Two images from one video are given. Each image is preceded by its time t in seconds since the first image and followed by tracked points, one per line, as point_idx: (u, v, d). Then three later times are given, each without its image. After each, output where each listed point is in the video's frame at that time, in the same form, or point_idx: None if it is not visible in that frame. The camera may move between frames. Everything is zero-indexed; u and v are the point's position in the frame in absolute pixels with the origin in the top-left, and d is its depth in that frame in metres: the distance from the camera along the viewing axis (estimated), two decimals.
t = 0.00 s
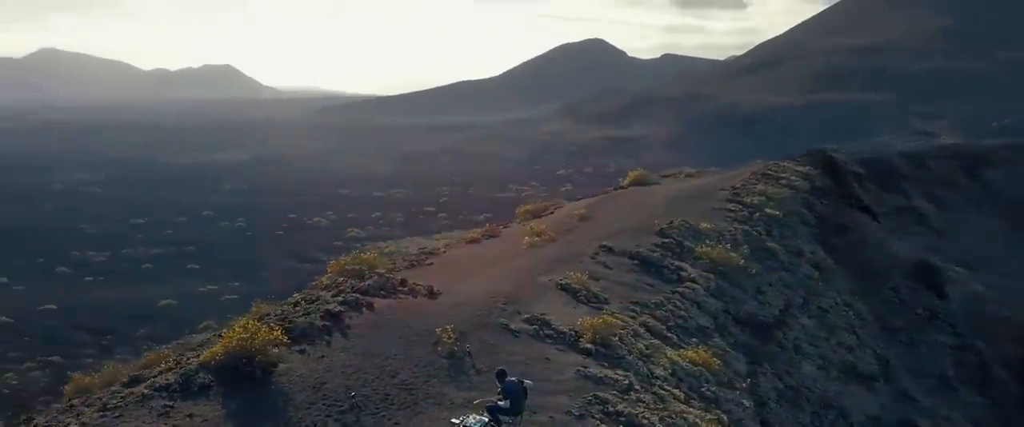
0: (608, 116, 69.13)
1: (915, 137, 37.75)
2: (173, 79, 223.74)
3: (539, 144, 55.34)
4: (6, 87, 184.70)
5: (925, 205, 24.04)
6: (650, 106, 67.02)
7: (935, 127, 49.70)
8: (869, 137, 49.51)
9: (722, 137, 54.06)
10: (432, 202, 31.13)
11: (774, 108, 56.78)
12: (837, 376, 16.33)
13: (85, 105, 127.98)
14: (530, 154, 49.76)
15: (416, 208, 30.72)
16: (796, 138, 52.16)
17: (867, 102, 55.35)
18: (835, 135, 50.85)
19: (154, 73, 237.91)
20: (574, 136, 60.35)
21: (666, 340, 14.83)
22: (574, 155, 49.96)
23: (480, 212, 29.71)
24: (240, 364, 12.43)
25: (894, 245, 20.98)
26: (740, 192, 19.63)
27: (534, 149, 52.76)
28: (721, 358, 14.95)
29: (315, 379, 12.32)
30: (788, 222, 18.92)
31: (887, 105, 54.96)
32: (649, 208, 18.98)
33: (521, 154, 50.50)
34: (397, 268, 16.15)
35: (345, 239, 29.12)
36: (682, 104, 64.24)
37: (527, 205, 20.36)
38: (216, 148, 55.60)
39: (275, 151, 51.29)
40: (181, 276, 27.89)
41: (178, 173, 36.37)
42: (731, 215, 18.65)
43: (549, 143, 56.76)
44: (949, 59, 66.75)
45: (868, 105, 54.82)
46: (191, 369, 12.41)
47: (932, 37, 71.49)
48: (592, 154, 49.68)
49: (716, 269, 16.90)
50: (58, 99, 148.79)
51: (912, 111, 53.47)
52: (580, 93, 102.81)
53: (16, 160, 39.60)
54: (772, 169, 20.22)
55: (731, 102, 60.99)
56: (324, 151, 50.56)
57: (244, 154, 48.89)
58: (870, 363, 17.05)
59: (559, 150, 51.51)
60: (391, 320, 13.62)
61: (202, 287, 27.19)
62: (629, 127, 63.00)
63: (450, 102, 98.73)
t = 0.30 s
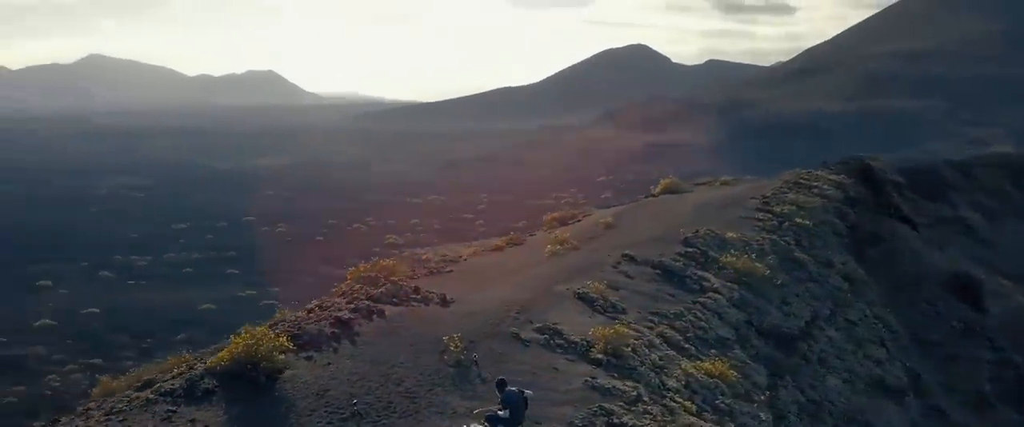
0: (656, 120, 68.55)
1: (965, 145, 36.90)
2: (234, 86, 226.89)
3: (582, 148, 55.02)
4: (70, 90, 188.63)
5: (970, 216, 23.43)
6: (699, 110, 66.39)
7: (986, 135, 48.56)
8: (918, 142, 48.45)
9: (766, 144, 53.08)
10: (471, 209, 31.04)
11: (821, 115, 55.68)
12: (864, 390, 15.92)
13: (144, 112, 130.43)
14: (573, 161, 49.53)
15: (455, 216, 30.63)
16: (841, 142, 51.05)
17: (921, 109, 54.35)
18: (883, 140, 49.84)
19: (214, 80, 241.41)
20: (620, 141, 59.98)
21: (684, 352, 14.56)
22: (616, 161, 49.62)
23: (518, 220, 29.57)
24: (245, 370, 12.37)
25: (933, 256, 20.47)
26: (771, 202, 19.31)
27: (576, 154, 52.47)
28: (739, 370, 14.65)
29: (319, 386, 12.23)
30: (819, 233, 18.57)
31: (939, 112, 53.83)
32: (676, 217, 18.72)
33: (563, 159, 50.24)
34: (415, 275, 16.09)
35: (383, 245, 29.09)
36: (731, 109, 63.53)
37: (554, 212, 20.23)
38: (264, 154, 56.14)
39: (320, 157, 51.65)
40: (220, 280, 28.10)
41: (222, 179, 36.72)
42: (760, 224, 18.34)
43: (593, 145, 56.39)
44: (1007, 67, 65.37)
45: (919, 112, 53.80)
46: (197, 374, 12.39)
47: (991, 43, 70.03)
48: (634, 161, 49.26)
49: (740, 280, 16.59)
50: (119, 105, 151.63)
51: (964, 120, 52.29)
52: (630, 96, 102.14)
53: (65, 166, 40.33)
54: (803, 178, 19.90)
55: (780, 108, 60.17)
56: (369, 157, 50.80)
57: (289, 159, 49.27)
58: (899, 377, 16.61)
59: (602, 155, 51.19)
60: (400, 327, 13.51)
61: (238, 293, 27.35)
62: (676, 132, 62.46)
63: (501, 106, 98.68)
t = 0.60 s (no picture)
0: (703, 124, 67.84)
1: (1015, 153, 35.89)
2: (291, 92, 229.12)
3: (625, 153, 54.57)
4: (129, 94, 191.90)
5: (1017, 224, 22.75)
6: (747, 115, 65.63)
7: None
8: (969, 151, 47.37)
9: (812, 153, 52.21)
10: (510, 219, 30.87)
11: (869, 121, 54.64)
12: (890, 405, 15.48)
13: (197, 117, 132.10)
14: (616, 168, 49.20)
15: (493, 224, 30.46)
16: (888, 151, 50.02)
17: (975, 116, 53.21)
18: (934, 148, 48.76)
19: (271, 86, 244.07)
20: (666, 146, 59.46)
21: (701, 364, 14.31)
22: (659, 168, 49.17)
23: (554, 228, 29.32)
24: (250, 375, 12.32)
25: (974, 266, 19.89)
26: (800, 210, 18.99)
27: (619, 160, 52.07)
28: (757, 382, 14.34)
29: (323, 393, 12.12)
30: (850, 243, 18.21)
31: (992, 120, 52.63)
32: (703, 226, 18.46)
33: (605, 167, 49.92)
34: (435, 282, 16.03)
35: (421, 251, 29.00)
36: (781, 115, 62.73)
37: (582, 220, 20.05)
38: (309, 160, 56.51)
39: (363, 163, 51.90)
40: (259, 286, 28.25)
41: (264, 185, 37.01)
42: (789, 234, 18.01)
43: (637, 150, 55.91)
44: None
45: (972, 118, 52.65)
46: (202, 379, 12.35)
47: None
48: (677, 169, 48.81)
49: (765, 290, 16.27)
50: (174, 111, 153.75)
51: (1019, 127, 51.00)
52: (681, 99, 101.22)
53: (111, 171, 40.92)
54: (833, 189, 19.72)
55: (830, 115, 59.24)
56: (411, 163, 50.89)
57: (332, 165, 49.53)
58: (930, 391, 16.13)
59: (646, 162, 50.77)
60: (409, 334, 13.41)
61: (279, 299, 27.40)
62: (724, 138, 61.81)
63: (550, 110, 98.38)
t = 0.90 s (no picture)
0: (749, 127, 67.13)
1: None
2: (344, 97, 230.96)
3: (669, 159, 54.10)
4: (184, 99, 194.65)
5: None
6: (796, 121, 64.84)
7: None
8: None
9: (857, 158, 51.36)
10: (548, 227, 30.65)
11: (918, 128, 53.72)
12: (918, 419, 15.03)
13: (247, 123, 133.33)
14: (659, 175, 48.82)
15: (532, 233, 30.27)
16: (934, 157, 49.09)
17: None
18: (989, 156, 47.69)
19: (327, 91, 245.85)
20: (712, 152, 58.92)
21: (718, 376, 14.04)
22: (703, 175, 48.67)
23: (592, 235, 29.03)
24: (255, 381, 12.25)
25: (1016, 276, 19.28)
26: (832, 221, 18.63)
27: (664, 166, 51.63)
28: (774, 395, 14.02)
29: (327, 399, 12.03)
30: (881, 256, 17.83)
31: None
32: (730, 235, 18.18)
33: (649, 174, 49.56)
34: (453, 289, 15.95)
35: (459, 259, 28.89)
36: (830, 121, 61.80)
37: (608, 229, 19.83)
38: (353, 166, 56.76)
39: (404, 169, 52.06)
40: (297, 290, 28.33)
41: (305, 191, 37.23)
42: (817, 244, 17.67)
43: (682, 155, 55.44)
44: None
45: None
46: (208, 384, 12.30)
47: None
48: (721, 176, 48.32)
49: (788, 301, 15.95)
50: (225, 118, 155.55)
51: None
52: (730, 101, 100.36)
53: (155, 177, 41.42)
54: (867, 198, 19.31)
55: (880, 120, 58.36)
56: (453, 170, 50.90)
57: (373, 171, 49.75)
58: (961, 407, 15.64)
59: (690, 167, 50.33)
60: (418, 342, 13.29)
61: (319, 302, 27.42)
62: (772, 143, 61.08)
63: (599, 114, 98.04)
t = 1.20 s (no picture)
0: (795, 133, 66.26)
1: None
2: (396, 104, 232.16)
3: (710, 166, 53.55)
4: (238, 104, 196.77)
5: None
6: (844, 127, 63.90)
7: None
8: None
9: (903, 163, 50.47)
10: (586, 236, 30.43)
11: (966, 133, 52.71)
12: None
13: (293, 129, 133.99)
14: (699, 183, 48.32)
15: (569, 241, 30.06)
16: (981, 162, 48.13)
17: None
18: None
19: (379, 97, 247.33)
20: (756, 159, 58.24)
21: (734, 386, 13.76)
22: (745, 183, 48.10)
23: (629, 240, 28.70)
24: (259, 386, 12.18)
25: None
26: (862, 232, 18.26)
27: (706, 174, 51.12)
28: (792, 406, 13.68)
29: (330, 405, 11.94)
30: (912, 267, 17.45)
31: None
32: (757, 245, 17.89)
33: (689, 182, 49.11)
34: (471, 296, 15.86)
35: (496, 267, 28.73)
36: (878, 128, 60.81)
37: (635, 237, 19.64)
38: (393, 172, 56.87)
39: (443, 176, 52.03)
40: (333, 296, 28.36)
41: (344, 197, 37.36)
42: (846, 255, 17.32)
43: (726, 162, 54.85)
44: None
45: None
46: (212, 390, 12.25)
47: None
48: (762, 183, 47.71)
49: (812, 311, 15.63)
50: (274, 124, 156.93)
51: None
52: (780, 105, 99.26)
53: (194, 183, 41.78)
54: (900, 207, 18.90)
55: (928, 127, 57.39)
56: (490, 176, 50.78)
57: (411, 178, 49.78)
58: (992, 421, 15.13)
59: (732, 176, 49.72)
60: (428, 349, 13.19)
61: (355, 306, 27.39)
62: (819, 150, 60.20)
63: (647, 120, 97.49)
